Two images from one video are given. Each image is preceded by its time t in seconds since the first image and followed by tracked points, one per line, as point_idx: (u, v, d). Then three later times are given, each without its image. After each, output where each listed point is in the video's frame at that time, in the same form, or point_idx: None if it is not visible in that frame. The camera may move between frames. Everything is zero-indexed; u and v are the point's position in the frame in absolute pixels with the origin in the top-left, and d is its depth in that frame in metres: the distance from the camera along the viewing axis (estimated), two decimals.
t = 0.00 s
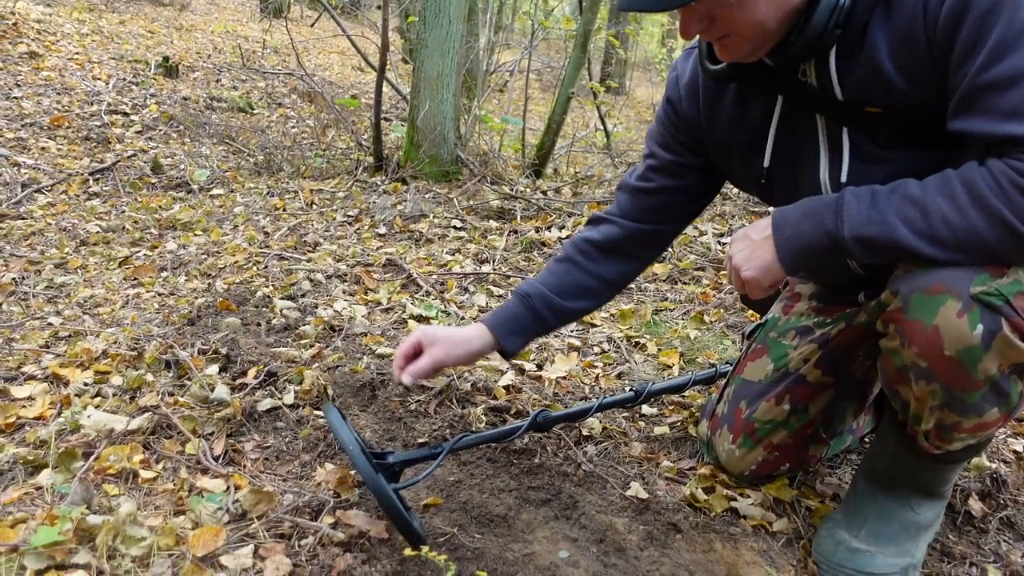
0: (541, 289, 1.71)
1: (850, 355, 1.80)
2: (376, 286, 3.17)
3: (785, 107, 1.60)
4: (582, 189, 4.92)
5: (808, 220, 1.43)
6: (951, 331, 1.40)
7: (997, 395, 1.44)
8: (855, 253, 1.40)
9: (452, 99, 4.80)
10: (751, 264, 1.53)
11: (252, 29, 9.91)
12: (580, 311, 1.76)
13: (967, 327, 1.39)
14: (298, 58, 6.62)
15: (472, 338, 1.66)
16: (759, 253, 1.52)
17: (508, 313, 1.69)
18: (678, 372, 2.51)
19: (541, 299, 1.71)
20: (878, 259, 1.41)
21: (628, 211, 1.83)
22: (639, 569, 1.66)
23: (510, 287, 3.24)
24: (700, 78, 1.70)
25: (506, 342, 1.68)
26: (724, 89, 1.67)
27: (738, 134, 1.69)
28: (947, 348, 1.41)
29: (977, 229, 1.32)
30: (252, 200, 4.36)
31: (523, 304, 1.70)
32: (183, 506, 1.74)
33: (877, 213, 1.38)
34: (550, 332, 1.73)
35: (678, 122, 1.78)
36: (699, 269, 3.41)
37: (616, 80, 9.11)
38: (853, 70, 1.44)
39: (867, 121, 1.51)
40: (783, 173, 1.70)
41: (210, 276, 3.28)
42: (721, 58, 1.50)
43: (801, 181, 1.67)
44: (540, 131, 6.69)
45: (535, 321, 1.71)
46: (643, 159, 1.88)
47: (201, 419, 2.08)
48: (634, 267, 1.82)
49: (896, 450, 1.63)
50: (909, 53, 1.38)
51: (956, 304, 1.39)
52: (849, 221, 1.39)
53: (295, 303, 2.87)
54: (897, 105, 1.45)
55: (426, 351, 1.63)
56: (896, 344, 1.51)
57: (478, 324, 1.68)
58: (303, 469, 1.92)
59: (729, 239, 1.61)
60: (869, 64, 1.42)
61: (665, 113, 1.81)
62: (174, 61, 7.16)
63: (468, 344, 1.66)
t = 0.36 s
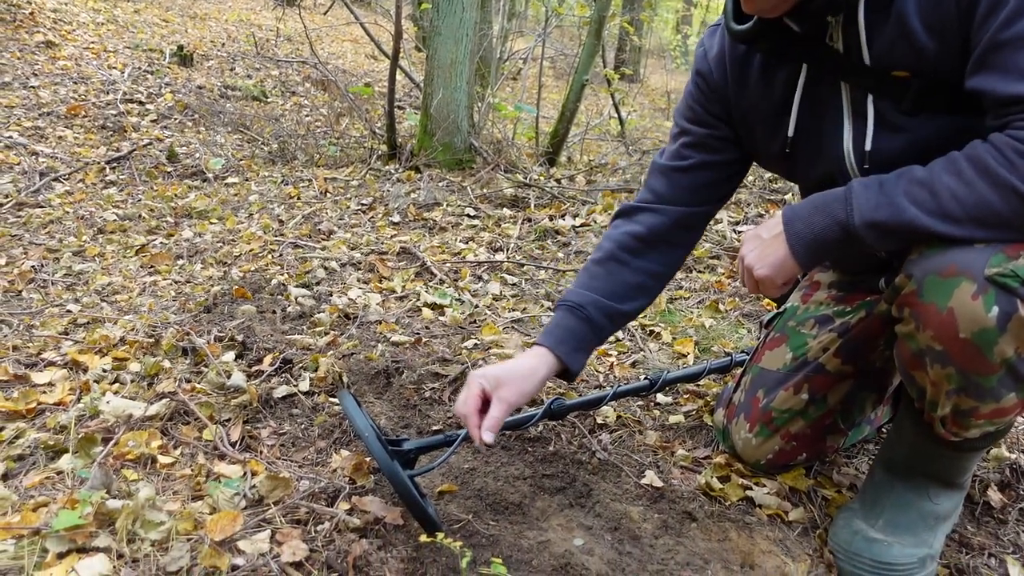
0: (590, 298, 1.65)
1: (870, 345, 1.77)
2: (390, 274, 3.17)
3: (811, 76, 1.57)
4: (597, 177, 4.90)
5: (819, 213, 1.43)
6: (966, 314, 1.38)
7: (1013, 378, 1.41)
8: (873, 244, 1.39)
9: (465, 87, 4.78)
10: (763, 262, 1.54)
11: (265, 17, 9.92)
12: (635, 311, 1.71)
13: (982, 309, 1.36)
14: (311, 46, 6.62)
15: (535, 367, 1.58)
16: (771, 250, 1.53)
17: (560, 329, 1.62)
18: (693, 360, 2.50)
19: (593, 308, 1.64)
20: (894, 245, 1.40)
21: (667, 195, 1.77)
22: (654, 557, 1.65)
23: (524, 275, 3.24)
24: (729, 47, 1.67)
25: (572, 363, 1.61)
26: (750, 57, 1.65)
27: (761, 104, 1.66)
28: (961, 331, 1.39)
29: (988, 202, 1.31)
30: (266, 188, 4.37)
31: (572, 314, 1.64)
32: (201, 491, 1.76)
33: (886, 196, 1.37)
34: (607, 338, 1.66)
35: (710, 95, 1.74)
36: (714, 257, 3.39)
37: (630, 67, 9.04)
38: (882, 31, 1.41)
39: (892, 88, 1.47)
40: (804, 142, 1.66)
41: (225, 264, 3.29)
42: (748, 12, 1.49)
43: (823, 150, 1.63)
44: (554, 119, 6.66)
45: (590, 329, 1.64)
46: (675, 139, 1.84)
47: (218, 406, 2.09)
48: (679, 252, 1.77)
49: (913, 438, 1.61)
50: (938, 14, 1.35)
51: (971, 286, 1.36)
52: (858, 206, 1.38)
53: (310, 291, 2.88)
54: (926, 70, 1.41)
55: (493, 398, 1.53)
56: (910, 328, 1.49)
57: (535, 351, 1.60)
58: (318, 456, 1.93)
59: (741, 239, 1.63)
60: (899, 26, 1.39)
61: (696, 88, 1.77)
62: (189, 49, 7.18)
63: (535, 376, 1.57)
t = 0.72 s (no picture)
0: (547, 250, 1.70)
1: (879, 348, 1.76)
2: (397, 274, 3.18)
3: (824, 69, 1.56)
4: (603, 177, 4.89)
5: (818, 215, 1.43)
6: (973, 319, 1.37)
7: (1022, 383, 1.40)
8: (877, 246, 1.38)
9: (471, 87, 4.78)
10: (756, 268, 1.54)
11: (273, 17, 9.95)
12: (587, 274, 1.75)
13: (991, 314, 1.35)
14: (318, 46, 6.64)
15: (474, 300, 1.67)
16: (766, 255, 1.53)
17: (512, 274, 1.69)
18: (699, 360, 2.50)
19: (547, 261, 1.70)
20: (894, 248, 1.39)
21: (649, 170, 1.80)
22: (660, 557, 1.65)
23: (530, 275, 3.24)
24: (741, 35, 1.67)
25: (512, 306, 1.68)
26: (765, 47, 1.65)
27: (773, 95, 1.66)
28: (969, 336, 1.38)
29: (986, 205, 1.31)
30: (273, 188, 4.39)
31: (528, 265, 1.70)
32: (209, 489, 1.77)
33: (883, 199, 1.37)
34: (554, 294, 1.72)
35: (714, 78, 1.75)
36: (721, 258, 3.38)
37: (636, 68, 9.02)
38: (897, 24, 1.42)
39: (904, 83, 1.45)
40: (816, 136, 1.64)
41: (232, 263, 3.31)
42: None
43: (836, 145, 1.61)
44: (560, 119, 6.66)
45: (541, 283, 1.71)
46: (674, 117, 1.86)
47: (226, 404, 2.10)
48: (645, 228, 1.80)
49: (922, 440, 1.61)
50: (954, 6, 1.35)
51: (979, 291, 1.36)
52: (856, 209, 1.38)
53: (316, 291, 2.88)
54: (940, 63, 1.41)
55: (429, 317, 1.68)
56: (918, 331, 1.48)
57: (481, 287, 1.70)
58: (325, 455, 1.93)
59: (735, 249, 1.63)
60: (915, 17, 1.39)
61: (702, 70, 1.79)
62: (196, 49, 7.21)
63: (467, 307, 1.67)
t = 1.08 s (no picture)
0: (607, 295, 1.65)
1: (881, 352, 1.76)
2: (399, 275, 3.18)
3: (825, 73, 1.56)
4: (604, 177, 4.89)
5: (805, 226, 1.44)
6: (955, 326, 1.37)
7: (1007, 388, 1.39)
8: (862, 255, 1.39)
9: (474, 88, 4.79)
10: (746, 279, 1.55)
11: (275, 18, 9.96)
12: (654, 311, 1.70)
13: (971, 321, 1.35)
14: (320, 47, 6.64)
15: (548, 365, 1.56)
16: (754, 267, 1.54)
17: (577, 326, 1.61)
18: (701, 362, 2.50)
19: (611, 305, 1.64)
20: (882, 257, 1.39)
21: (689, 195, 1.77)
22: (661, 558, 1.65)
23: (531, 276, 3.24)
24: (750, 45, 1.69)
25: (588, 361, 1.59)
26: (770, 53, 1.66)
27: (779, 101, 1.66)
28: (952, 342, 1.38)
29: (968, 212, 1.30)
30: (275, 188, 4.39)
31: (590, 313, 1.63)
32: (210, 489, 1.77)
33: (868, 208, 1.37)
34: (626, 337, 1.65)
35: (730, 93, 1.76)
36: (722, 259, 3.38)
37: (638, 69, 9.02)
38: (894, 28, 1.41)
39: (904, 86, 1.45)
40: (819, 140, 1.64)
41: (234, 264, 3.31)
42: None
43: (839, 148, 1.61)
44: (562, 120, 6.66)
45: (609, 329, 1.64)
46: (695, 139, 1.85)
47: (227, 404, 2.11)
48: (698, 253, 1.76)
49: (919, 442, 1.61)
50: (947, 6, 1.34)
51: (961, 298, 1.35)
52: (842, 219, 1.39)
53: (318, 291, 2.89)
54: (939, 66, 1.40)
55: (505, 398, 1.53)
56: (905, 337, 1.48)
57: (552, 350, 1.60)
58: (326, 455, 1.93)
59: (729, 255, 1.63)
60: (911, 20, 1.38)
61: (716, 87, 1.79)
62: (199, 50, 7.22)
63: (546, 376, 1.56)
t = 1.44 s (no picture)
0: (549, 245, 1.68)
1: (877, 351, 1.75)
2: (396, 274, 3.17)
3: (820, 73, 1.57)
4: (603, 177, 4.89)
5: (802, 226, 1.44)
6: (953, 330, 1.36)
7: (1006, 392, 1.39)
8: (859, 257, 1.39)
9: (472, 88, 4.78)
10: (741, 279, 1.55)
11: (273, 17, 9.95)
12: (588, 270, 1.72)
13: (969, 325, 1.34)
14: (318, 46, 6.63)
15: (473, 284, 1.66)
16: (749, 267, 1.54)
17: (514, 268, 1.66)
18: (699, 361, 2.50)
19: (549, 255, 1.67)
20: (879, 259, 1.39)
21: (649, 169, 1.80)
22: (660, 558, 1.65)
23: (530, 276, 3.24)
24: (737, 39, 1.69)
25: (512, 300, 1.65)
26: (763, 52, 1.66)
27: (770, 100, 1.67)
28: (949, 346, 1.38)
29: (966, 216, 1.30)
30: (273, 188, 4.38)
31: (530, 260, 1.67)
32: (207, 490, 1.76)
33: (865, 210, 1.37)
34: (554, 290, 1.69)
35: (712, 80, 1.77)
36: (721, 258, 3.38)
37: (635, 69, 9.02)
38: (888, 29, 1.41)
39: (898, 88, 1.45)
40: (814, 140, 1.64)
41: (232, 263, 3.30)
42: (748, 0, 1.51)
43: (833, 149, 1.61)
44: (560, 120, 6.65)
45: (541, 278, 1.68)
46: (674, 120, 1.87)
47: (224, 404, 2.10)
48: (645, 227, 1.78)
49: (917, 443, 1.61)
50: (943, 9, 1.33)
51: (958, 302, 1.35)
52: (839, 220, 1.39)
53: (316, 291, 2.88)
54: (933, 67, 1.39)
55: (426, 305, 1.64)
56: (902, 340, 1.47)
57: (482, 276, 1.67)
58: (324, 455, 1.93)
59: (724, 254, 1.63)
60: (905, 22, 1.38)
61: (701, 73, 1.80)
62: (197, 49, 7.22)
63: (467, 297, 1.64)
